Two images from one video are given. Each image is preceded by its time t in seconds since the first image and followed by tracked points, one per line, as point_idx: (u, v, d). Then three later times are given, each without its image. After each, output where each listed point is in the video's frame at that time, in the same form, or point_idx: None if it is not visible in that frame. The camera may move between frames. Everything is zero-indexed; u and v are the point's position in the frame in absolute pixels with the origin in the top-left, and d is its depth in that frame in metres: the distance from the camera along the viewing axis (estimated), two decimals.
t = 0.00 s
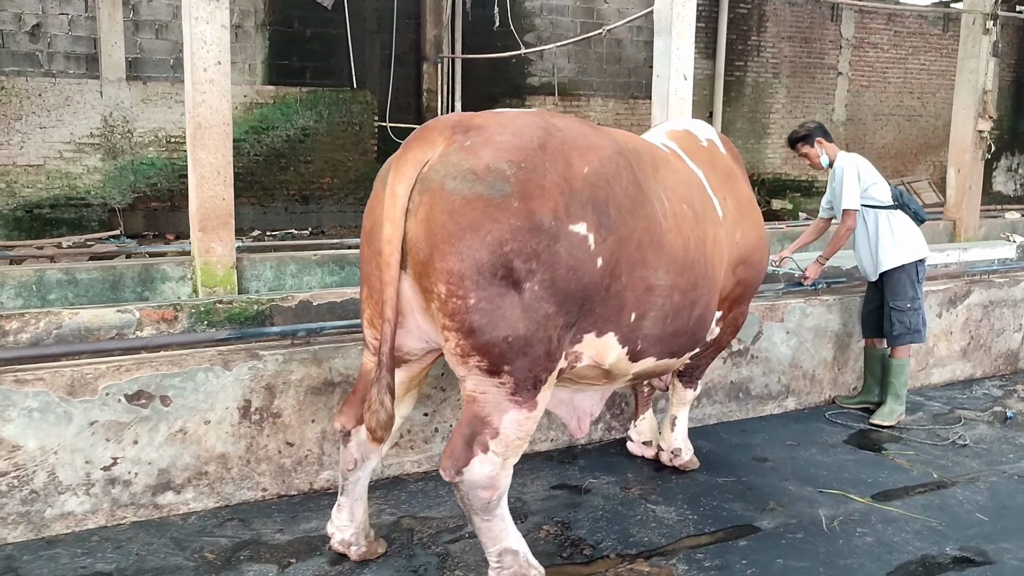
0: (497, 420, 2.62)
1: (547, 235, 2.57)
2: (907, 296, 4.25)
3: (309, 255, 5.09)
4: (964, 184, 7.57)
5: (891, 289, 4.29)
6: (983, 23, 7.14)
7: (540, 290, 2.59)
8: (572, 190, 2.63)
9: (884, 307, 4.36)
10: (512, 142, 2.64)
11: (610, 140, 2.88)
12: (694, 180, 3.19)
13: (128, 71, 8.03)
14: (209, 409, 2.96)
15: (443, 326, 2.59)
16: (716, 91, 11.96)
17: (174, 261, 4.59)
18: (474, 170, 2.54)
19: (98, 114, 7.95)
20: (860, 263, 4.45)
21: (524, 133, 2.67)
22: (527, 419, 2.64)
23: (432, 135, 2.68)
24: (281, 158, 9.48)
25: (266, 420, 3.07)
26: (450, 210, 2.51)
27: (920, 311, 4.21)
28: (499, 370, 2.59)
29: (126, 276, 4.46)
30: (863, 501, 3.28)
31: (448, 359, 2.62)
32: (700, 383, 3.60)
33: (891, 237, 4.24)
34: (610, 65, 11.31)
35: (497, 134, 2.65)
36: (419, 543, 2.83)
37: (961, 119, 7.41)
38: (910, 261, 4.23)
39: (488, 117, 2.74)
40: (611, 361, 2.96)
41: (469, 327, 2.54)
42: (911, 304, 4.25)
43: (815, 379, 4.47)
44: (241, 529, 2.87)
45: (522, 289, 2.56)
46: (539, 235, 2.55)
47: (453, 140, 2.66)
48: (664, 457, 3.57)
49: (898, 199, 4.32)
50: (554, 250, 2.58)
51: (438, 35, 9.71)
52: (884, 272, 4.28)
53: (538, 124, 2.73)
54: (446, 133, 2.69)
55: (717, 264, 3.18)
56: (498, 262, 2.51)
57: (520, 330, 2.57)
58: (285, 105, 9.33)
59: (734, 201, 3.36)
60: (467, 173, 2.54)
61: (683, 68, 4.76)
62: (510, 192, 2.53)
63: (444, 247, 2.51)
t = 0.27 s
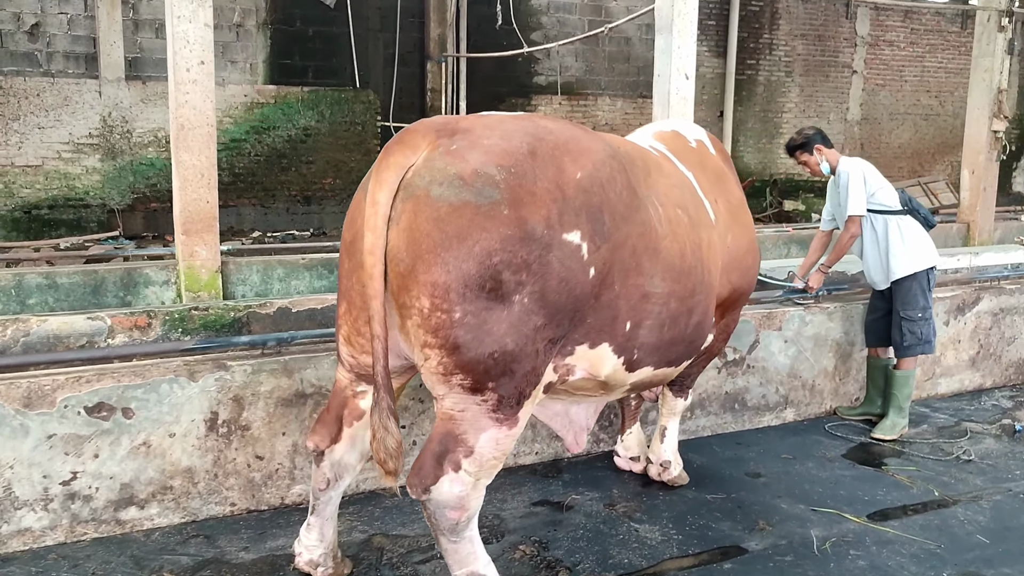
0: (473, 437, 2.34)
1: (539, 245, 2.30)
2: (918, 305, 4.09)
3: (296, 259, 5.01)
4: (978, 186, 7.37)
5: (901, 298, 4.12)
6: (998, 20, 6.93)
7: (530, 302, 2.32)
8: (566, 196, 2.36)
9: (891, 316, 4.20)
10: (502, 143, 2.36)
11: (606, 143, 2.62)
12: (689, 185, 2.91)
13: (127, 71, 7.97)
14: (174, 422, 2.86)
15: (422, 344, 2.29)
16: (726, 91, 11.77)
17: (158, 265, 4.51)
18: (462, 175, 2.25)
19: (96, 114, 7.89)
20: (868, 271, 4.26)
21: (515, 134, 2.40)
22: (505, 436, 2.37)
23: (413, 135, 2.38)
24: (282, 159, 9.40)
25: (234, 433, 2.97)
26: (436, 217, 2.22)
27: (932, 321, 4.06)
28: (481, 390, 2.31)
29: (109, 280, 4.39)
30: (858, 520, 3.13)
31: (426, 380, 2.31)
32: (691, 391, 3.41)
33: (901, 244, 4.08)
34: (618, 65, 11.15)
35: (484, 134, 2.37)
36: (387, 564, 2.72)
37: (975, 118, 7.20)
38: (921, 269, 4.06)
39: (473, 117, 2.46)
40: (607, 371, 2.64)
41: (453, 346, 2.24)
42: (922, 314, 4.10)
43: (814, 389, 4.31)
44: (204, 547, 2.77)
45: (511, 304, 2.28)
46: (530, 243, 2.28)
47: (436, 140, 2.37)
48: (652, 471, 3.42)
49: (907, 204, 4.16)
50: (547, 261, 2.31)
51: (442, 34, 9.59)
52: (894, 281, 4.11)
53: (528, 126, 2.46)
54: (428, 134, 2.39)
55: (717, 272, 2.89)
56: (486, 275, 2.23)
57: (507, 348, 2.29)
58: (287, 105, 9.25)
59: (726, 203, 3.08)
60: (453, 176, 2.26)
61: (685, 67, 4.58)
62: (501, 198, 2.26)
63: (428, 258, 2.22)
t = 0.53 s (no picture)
0: (440, 442, 2.14)
1: (522, 238, 2.08)
2: (926, 305, 3.91)
3: (279, 255, 4.94)
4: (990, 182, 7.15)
5: (907, 298, 3.94)
6: (1011, 11, 6.71)
7: (510, 301, 2.11)
8: (553, 187, 2.14)
9: (898, 317, 4.02)
10: (486, 128, 2.13)
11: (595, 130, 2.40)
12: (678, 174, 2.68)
13: (122, 65, 7.88)
14: (131, 423, 2.74)
15: (394, 348, 2.04)
16: (734, 86, 11.54)
17: (136, 260, 4.41)
18: (443, 163, 2.02)
19: (91, 109, 7.81)
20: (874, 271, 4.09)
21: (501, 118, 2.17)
22: (477, 442, 2.18)
23: (387, 118, 2.11)
24: (280, 154, 9.28)
25: (195, 435, 2.84)
26: (413, 210, 1.99)
27: (941, 321, 3.88)
28: (455, 396, 2.11)
29: (84, 276, 4.29)
30: (851, 530, 2.97)
31: (396, 386, 2.08)
32: (678, 392, 3.25)
33: (909, 242, 3.89)
34: (623, 59, 10.98)
35: (466, 118, 2.13)
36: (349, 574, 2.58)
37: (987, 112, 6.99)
38: (930, 267, 3.88)
39: (453, 99, 2.21)
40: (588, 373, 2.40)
41: (428, 350, 2.02)
42: (930, 315, 3.91)
43: (812, 391, 4.14)
44: (160, 554, 2.64)
45: (491, 302, 2.06)
46: (513, 237, 2.06)
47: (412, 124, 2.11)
48: (637, 476, 3.26)
49: (913, 199, 3.97)
50: (530, 257, 2.10)
51: (443, 27, 9.44)
52: (901, 281, 3.93)
53: (513, 110, 2.22)
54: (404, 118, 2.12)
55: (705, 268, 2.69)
56: (466, 271, 2.01)
57: (484, 350, 2.09)
58: (284, 99, 9.14)
59: (715, 193, 2.85)
60: (433, 164, 2.02)
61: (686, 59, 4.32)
62: (484, 188, 2.03)
63: (404, 254, 1.99)
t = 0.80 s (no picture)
0: (402, 472, 1.87)
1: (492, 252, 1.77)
2: (930, 317, 3.73)
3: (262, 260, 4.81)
4: (1001, 185, 6.96)
5: (911, 309, 3.77)
6: None
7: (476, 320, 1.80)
8: (527, 199, 1.81)
9: (902, 328, 3.84)
10: (462, 132, 1.80)
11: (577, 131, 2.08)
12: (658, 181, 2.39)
13: (116, 65, 7.79)
14: (86, 441, 2.61)
15: (348, 374, 1.71)
16: (741, 86, 11.34)
17: (113, 266, 4.32)
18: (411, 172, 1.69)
19: (84, 109, 7.73)
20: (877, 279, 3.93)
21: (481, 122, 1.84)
22: (440, 470, 1.91)
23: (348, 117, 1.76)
24: (277, 155, 9.17)
25: (154, 452, 2.71)
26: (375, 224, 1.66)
27: (945, 335, 3.71)
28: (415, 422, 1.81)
29: (59, 282, 4.18)
30: (844, 557, 2.82)
31: (352, 414, 1.75)
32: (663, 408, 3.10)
33: (912, 251, 3.72)
34: (628, 59, 10.82)
35: (437, 121, 1.80)
36: None
37: (999, 113, 6.79)
38: (934, 278, 3.71)
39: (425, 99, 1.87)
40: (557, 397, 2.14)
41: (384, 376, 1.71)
42: (935, 327, 3.74)
43: (810, 404, 3.98)
44: None
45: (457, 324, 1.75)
46: (482, 253, 1.73)
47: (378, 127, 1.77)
48: (621, 496, 3.11)
49: (919, 206, 3.80)
50: (501, 273, 1.78)
51: (443, 26, 9.28)
52: (903, 291, 3.77)
53: (493, 111, 1.89)
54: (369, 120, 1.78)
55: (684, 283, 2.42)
56: (430, 292, 1.69)
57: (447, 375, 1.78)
58: (281, 99, 9.03)
59: (698, 200, 2.68)
60: (399, 173, 1.69)
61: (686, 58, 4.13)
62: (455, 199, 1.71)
63: (363, 271, 1.65)
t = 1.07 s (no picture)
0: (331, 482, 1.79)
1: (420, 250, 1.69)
2: (913, 320, 3.63)
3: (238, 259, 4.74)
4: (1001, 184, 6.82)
5: (893, 312, 3.66)
6: None
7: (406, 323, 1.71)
8: (458, 193, 1.74)
9: (884, 332, 3.74)
10: (387, 121, 1.73)
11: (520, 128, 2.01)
12: (610, 176, 2.29)
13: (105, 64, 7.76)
14: (28, 445, 2.55)
15: (265, 377, 1.64)
16: (741, 84, 11.22)
17: (83, 265, 4.29)
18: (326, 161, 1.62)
19: (73, 108, 7.70)
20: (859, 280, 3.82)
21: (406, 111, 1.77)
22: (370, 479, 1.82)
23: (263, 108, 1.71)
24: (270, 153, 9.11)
25: (101, 457, 2.64)
26: (287, 216, 1.59)
27: (928, 339, 3.60)
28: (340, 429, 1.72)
29: (29, 281, 4.15)
30: (812, 567, 2.72)
31: (271, 419, 1.68)
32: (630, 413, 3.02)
33: (897, 251, 3.62)
34: (626, 57, 10.71)
35: (360, 109, 1.73)
36: None
37: (998, 111, 6.65)
38: (918, 280, 3.61)
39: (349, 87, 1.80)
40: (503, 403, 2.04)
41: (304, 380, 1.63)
42: (917, 331, 3.63)
43: (791, 408, 3.88)
44: None
45: (382, 325, 1.66)
46: (405, 248, 1.65)
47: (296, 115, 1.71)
48: (587, 503, 3.02)
49: (905, 205, 3.70)
50: (431, 271, 1.70)
51: (438, 24, 9.17)
52: (887, 293, 3.66)
53: (423, 100, 1.82)
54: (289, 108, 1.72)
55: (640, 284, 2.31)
56: (349, 289, 1.61)
57: (374, 379, 1.69)
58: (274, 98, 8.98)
59: (662, 197, 2.58)
60: (313, 162, 1.62)
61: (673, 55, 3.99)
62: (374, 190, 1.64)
63: (276, 266, 1.58)
